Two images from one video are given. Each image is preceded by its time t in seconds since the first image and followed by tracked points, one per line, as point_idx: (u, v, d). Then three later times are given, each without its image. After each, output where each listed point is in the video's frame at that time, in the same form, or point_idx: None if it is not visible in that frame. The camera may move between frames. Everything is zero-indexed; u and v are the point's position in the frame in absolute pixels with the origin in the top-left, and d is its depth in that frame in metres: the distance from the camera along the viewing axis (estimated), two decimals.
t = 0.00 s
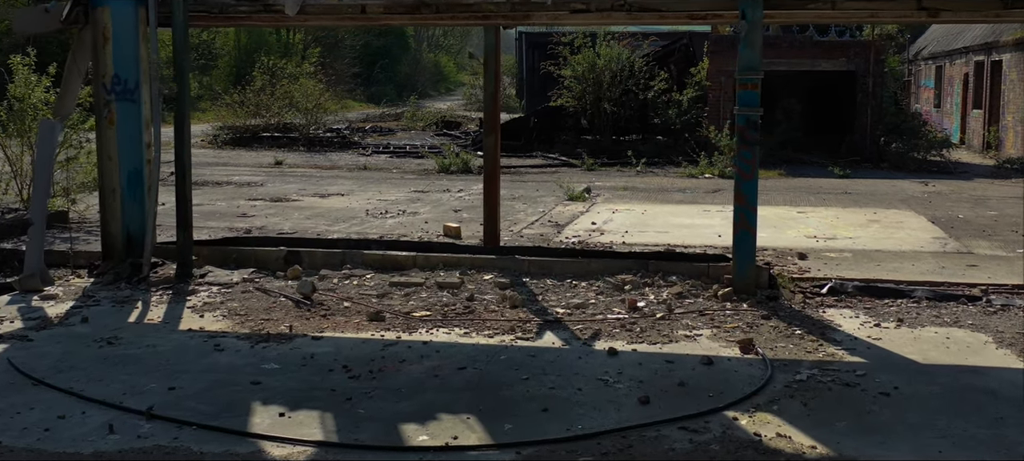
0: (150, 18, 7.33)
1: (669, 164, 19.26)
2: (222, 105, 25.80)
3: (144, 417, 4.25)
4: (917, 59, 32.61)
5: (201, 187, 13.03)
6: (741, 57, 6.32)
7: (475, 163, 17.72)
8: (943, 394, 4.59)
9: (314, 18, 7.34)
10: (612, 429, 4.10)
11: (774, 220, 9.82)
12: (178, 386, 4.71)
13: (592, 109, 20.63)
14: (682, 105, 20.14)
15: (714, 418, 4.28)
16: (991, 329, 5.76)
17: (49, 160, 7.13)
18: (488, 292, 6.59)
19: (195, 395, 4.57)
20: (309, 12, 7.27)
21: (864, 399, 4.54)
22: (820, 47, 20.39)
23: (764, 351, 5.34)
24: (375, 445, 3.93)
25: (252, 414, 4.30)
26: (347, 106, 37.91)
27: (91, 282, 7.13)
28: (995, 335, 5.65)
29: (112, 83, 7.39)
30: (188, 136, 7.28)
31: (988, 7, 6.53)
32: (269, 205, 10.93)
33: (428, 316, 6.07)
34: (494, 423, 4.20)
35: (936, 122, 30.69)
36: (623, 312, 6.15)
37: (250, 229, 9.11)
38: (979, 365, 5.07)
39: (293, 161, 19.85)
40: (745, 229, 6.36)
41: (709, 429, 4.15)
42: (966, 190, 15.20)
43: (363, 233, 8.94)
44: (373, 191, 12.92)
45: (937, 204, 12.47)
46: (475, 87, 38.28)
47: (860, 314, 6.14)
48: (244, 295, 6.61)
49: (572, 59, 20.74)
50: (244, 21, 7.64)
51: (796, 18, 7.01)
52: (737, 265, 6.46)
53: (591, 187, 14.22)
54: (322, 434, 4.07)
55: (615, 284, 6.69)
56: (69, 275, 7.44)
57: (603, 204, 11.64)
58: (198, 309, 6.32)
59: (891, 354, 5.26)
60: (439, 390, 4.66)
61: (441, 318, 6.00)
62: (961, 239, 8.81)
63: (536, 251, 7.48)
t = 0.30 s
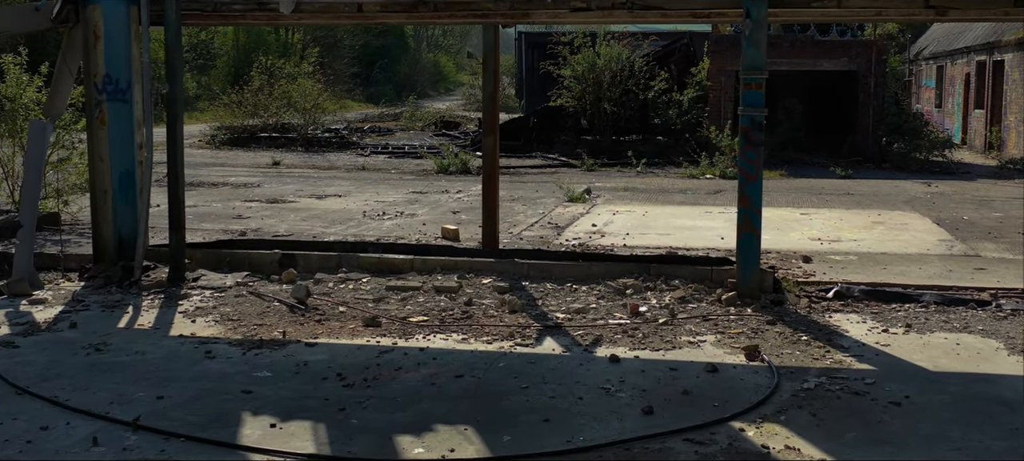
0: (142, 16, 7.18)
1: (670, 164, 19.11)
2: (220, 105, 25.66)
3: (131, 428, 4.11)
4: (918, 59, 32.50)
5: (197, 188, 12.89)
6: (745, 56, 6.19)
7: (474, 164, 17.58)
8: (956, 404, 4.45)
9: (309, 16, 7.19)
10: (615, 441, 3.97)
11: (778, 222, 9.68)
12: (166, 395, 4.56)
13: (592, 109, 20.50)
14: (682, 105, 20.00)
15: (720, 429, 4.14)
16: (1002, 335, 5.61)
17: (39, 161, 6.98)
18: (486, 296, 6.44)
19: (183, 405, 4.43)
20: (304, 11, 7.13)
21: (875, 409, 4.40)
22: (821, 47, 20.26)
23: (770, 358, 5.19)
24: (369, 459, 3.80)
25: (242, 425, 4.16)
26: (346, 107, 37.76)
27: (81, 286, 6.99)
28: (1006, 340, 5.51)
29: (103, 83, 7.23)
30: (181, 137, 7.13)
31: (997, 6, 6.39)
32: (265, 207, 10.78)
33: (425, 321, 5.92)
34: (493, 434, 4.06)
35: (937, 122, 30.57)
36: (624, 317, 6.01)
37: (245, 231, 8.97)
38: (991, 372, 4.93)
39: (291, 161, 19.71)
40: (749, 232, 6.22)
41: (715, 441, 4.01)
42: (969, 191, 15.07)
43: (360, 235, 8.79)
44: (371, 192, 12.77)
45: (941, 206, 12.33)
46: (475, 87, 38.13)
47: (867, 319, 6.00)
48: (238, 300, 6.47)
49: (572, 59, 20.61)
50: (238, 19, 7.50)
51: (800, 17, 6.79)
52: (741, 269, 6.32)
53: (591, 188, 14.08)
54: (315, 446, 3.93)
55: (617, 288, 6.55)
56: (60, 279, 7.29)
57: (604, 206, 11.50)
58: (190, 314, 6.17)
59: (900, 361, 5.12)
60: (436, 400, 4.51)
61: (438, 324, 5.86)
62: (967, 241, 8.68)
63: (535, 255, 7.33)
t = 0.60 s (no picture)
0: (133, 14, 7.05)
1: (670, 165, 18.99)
2: (217, 105, 25.51)
3: (115, 441, 3.97)
4: (919, 59, 32.36)
5: (193, 189, 12.76)
6: (749, 56, 6.04)
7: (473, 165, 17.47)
8: (969, 414, 4.31)
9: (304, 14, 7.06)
10: (616, 454, 3.83)
11: (781, 224, 9.54)
12: (153, 404, 4.42)
13: (592, 109, 20.36)
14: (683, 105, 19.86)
15: (726, 441, 4.00)
16: (1013, 341, 5.47)
17: (29, 162, 6.84)
18: (485, 301, 6.30)
19: (171, 415, 4.29)
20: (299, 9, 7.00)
21: (886, 419, 4.26)
22: (823, 47, 20.11)
23: (775, 365, 5.05)
24: None
25: (230, 436, 4.02)
26: (345, 107, 37.64)
27: (71, 290, 6.85)
28: (1017, 347, 5.37)
29: (94, 82, 7.09)
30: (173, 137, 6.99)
31: (1008, 5, 6.24)
32: (261, 208, 10.65)
33: (421, 326, 5.78)
34: (490, 446, 3.92)
35: (938, 122, 30.45)
36: (625, 322, 5.87)
37: (240, 233, 8.83)
38: (1004, 380, 4.79)
39: (289, 162, 19.57)
40: (752, 235, 6.07)
41: (721, 454, 3.87)
42: (973, 192, 14.94)
43: (357, 238, 8.66)
44: (369, 193, 12.64)
45: (945, 207, 12.20)
46: (474, 87, 38.02)
47: (874, 324, 5.86)
48: (230, 304, 6.33)
49: (572, 58, 20.48)
50: (232, 18, 7.36)
51: (806, 15, 6.73)
52: (745, 273, 6.17)
53: (591, 188, 13.97)
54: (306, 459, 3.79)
55: (618, 292, 6.40)
56: (50, 282, 7.15)
57: (604, 207, 11.37)
58: (181, 319, 6.02)
59: (909, 368, 4.98)
60: (431, 410, 4.37)
61: (435, 329, 5.72)
62: (973, 244, 8.54)
63: (535, 257, 7.19)
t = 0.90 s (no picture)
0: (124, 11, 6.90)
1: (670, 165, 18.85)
2: (215, 104, 25.35)
3: (99, 451, 3.83)
4: (920, 59, 32.25)
5: (188, 190, 12.61)
6: (753, 54, 5.90)
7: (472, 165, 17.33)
8: (983, 422, 4.17)
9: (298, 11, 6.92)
10: None
11: (784, 226, 9.40)
12: (140, 412, 4.28)
13: (592, 109, 20.22)
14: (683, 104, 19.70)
15: (731, 451, 3.86)
16: None
17: (17, 162, 6.68)
18: (483, 304, 6.16)
19: (158, 423, 4.15)
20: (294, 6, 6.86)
21: (897, 427, 4.12)
22: (824, 46, 19.98)
23: (781, 371, 4.91)
24: None
25: (218, 446, 3.88)
26: (344, 106, 37.50)
27: (60, 293, 6.71)
28: None
29: (84, 81, 6.94)
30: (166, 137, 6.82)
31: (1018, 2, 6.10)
32: (256, 209, 10.50)
33: (418, 330, 5.64)
34: (488, 457, 3.78)
35: (939, 121, 30.33)
36: (627, 326, 5.73)
37: (234, 235, 8.69)
38: (1018, 386, 4.65)
39: (286, 162, 19.43)
40: (757, 237, 5.93)
41: None
42: (976, 192, 14.79)
43: (353, 239, 8.52)
44: (366, 193, 12.51)
45: (949, 208, 12.06)
46: (473, 87, 37.89)
47: (882, 328, 5.72)
48: (223, 307, 6.19)
49: (571, 58, 20.34)
50: (226, 16, 7.21)
51: (810, 12, 6.59)
52: (748, 275, 6.03)
53: (591, 189, 13.84)
54: None
55: (619, 295, 6.26)
56: (39, 285, 7.01)
57: (604, 208, 11.23)
58: (171, 323, 5.88)
59: (919, 374, 4.84)
60: (427, 417, 4.23)
61: (432, 334, 5.58)
62: (980, 245, 8.40)
63: (534, 259, 7.05)
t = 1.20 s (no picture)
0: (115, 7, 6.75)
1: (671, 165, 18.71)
2: (213, 104, 25.22)
3: None
4: (921, 58, 32.13)
5: (183, 190, 12.47)
6: (758, 50, 5.76)
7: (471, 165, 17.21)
8: (998, 430, 4.02)
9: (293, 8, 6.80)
10: None
11: (787, 226, 9.26)
12: (125, 420, 4.14)
13: (591, 108, 20.08)
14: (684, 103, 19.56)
15: None
16: None
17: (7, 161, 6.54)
18: (481, 306, 6.02)
19: (145, 431, 4.01)
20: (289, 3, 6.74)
21: (910, 436, 3.98)
22: (825, 45, 19.78)
23: (788, 376, 4.77)
24: None
25: (206, 455, 3.74)
26: (342, 106, 37.38)
27: (50, 295, 6.57)
28: None
29: (74, 78, 6.79)
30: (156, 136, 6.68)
31: None
32: (252, 209, 10.36)
33: (414, 333, 5.50)
34: None
35: (940, 121, 30.19)
36: (629, 329, 5.59)
37: (228, 236, 8.55)
38: None
39: (284, 162, 19.29)
40: (761, 237, 5.79)
41: None
42: (979, 192, 14.65)
43: (349, 240, 8.38)
44: (364, 194, 12.37)
45: (953, 208, 11.92)
46: (472, 86, 37.76)
47: (890, 331, 5.58)
48: (215, 310, 6.05)
49: (571, 57, 20.20)
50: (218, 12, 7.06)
51: (817, 7, 6.44)
52: (752, 277, 5.90)
53: (591, 189, 13.71)
54: None
55: (621, 297, 6.12)
56: (28, 287, 6.86)
57: (604, 208, 11.10)
58: (162, 326, 5.74)
59: (930, 380, 4.70)
60: (423, 425, 4.09)
61: (429, 337, 5.43)
62: (987, 246, 8.25)
63: (533, 260, 6.91)
